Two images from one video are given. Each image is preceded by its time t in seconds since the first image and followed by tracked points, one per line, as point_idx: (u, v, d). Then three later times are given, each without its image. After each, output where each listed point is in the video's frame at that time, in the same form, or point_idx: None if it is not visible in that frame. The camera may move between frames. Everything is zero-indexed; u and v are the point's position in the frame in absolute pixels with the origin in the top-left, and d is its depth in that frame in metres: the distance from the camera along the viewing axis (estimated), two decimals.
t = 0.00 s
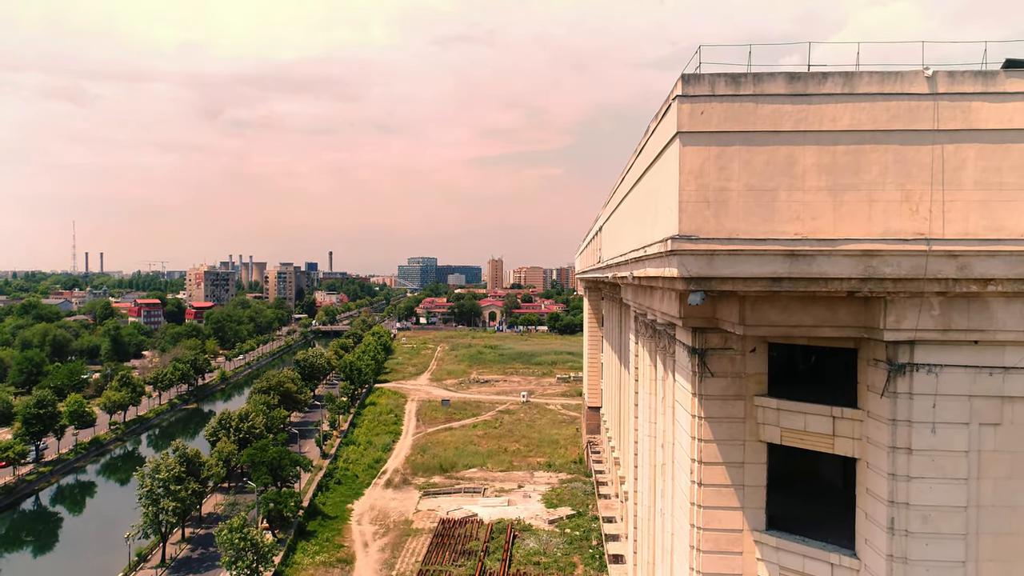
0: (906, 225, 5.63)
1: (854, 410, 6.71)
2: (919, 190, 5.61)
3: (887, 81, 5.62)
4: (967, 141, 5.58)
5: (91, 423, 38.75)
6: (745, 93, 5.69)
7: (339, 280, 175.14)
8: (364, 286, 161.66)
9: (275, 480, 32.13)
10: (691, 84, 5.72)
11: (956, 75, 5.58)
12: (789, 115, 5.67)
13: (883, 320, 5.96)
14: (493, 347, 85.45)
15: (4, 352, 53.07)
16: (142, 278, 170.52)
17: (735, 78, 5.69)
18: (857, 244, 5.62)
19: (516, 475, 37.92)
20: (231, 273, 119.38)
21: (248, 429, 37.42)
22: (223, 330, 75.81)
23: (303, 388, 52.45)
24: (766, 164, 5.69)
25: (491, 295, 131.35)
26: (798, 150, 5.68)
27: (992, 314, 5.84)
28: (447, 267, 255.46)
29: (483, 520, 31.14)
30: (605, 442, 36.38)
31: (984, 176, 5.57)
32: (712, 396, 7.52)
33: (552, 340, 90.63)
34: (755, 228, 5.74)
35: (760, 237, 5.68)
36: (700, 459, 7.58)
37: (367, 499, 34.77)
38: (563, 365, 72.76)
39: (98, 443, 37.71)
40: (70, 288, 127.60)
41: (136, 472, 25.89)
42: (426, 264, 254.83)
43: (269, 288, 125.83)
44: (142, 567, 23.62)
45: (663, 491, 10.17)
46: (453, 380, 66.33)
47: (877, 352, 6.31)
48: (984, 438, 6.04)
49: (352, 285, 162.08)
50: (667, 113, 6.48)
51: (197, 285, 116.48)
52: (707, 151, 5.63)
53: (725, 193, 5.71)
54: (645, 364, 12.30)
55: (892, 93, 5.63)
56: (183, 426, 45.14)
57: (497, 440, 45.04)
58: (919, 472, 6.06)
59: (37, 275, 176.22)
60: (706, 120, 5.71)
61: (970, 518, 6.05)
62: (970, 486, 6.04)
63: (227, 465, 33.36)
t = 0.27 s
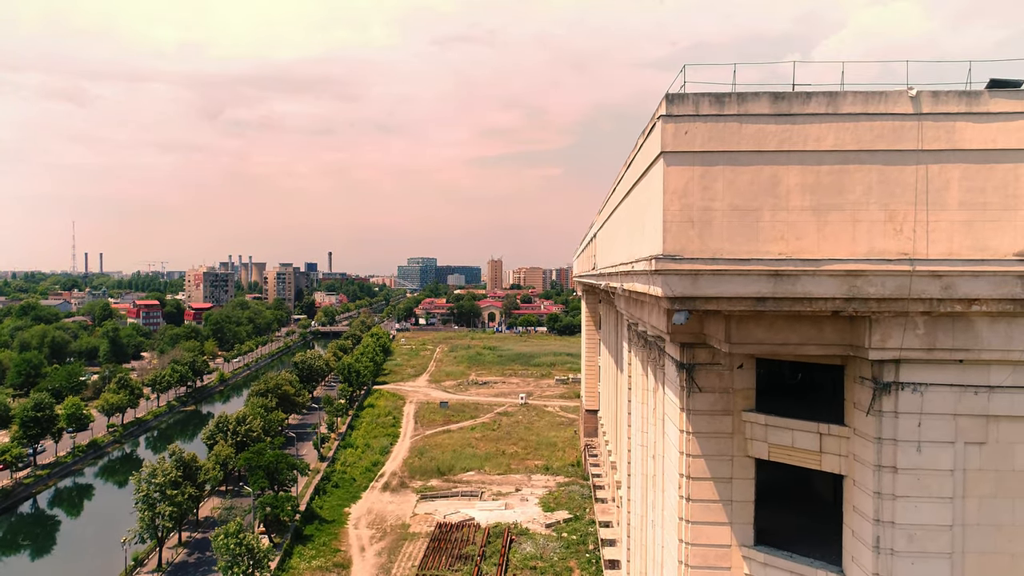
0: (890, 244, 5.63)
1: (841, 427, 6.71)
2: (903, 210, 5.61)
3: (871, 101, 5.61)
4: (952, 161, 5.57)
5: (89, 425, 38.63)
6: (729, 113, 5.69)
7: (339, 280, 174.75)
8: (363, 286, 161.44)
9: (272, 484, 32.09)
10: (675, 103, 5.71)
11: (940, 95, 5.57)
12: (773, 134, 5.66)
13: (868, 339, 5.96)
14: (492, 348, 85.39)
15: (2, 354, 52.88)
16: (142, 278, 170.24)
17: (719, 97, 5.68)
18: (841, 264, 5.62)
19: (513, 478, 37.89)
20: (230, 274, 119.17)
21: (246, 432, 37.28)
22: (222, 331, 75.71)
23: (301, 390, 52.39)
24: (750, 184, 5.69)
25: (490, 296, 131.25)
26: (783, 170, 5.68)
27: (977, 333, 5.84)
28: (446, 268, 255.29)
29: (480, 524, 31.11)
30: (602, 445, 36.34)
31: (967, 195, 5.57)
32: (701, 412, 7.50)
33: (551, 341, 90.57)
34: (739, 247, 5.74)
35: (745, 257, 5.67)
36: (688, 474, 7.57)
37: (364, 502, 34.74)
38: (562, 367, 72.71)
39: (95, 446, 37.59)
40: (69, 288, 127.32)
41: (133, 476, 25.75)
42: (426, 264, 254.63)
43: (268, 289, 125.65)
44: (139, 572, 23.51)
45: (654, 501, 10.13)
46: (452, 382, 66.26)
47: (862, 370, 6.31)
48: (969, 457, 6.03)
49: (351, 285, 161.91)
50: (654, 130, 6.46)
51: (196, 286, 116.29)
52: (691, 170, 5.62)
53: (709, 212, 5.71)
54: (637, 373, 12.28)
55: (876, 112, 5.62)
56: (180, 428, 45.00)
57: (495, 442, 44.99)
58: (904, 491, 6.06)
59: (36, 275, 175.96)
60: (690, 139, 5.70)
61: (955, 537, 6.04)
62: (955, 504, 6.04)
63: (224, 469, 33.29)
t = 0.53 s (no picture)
0: (874, 264, 5.63)
1: (828, 443, 6.71)
2: (888, 230, 5.61)
3: (856, 120, 5.59)
4: (936, 181, 5.57)
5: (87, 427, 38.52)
6: (713, 133, 5.68)
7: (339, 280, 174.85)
8: (363, 286, 161.27)
9: (268, 487, 32.06)
10: (660, 123, 5.69)
11: (925, 115, 5.56)
12: (758, 154, 5.64)
13: (854, 358, 5.95)
14: (491, 349, 85.35)
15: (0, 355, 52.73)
16: (141, 279, 169.90)
17: (703, 117, 5.68)
18: (826, 283, 5.63)
19: (511, 481, 37.89)
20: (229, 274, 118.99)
21: (243, 435, 37.17)
22: (220, 332, 75.58)
23: (299, 392, 52.34)
24: (734, 204, 5.69)
25: (489, 296, 130.97)
26: (767, 190, 5.67)
27: (963, 352, 5.84)
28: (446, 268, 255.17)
29: (477, 528, 31.11)
30: (600, 448, 36.30)
31: (952, 215, 5.57)
32: (689, 427, 7.50)
33: (550, 342, 90.54)
34: (724, 267, 5.74)
35: (729, 277, 5.68)
36: (675, 489, 7.57)
37: (361, 505, 34.74)
38: (561, 368, 72.69)
39: (93, 448, 37.51)
40: (69, 289, 127.21)
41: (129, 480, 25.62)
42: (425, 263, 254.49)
43: (267, 289, 125.48)
44: None
45: (645, 513, 10.08)
46: (450, 383, 66.22)
47: (849, 388, 6.30)
48: (955, 475, 6.03)
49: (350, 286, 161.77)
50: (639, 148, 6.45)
51: (195, 287, 116.13)
52: (676, 190, 5.62)
53: (693, 232, 5.71)
54: (630, 382, 12.29)
55: (861, 132, 5.60)
56: (179, 430, 45.06)
57: (492, 445, 44.97)
58: (889, 510, 6.06)
59: (36, 275, 175.87)
60: (675, 159, 5.70)
61: (941, 556, 6.04)
62: (941, 523, 6.03)
63: (221, 472, 33.24)
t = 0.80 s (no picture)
0: (859, 284, 5.62)
1: (816, 461, 6.72)
2: (873, 251, 5.60)
3: (840, 141, 5.59)
4: (921, 202, 5.57)
5: (85, 429, 38.39)
6: (698, 153, 5.67)
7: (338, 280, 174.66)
8: (362, 286, 161.13)
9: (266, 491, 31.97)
10: (645, 143, 5.69)
11: (910, 135, 5.55)
12: (743, 174, 5.64)
13: (840, 377, 5.95)
14: (490, 349, 85.33)
15: None
16: (141, 279, 169.68)
17: (688, 137, 5.67)
18: (812, 303, 5.62)
19: (509, 484, 37.86)
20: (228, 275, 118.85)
21: (241, 438, 37.05)
22: (220, 333, 75.39)
23: (297, 394, 52.26)
24: (719, 224, 5.68)
25: (488, 296, 130.93)
26: (752, 211, 5.67)
27: (949, 371, 5.83)
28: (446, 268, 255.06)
29: (474, 531, 31.08)
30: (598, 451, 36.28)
31: (937, 236, 5.56)
32: (678, 442, 7.50)
33: (549, 342, 90.50)
34: (709, 286, 5.74)
35: (714, 297, 5.67)
36: (665, 504, 7.57)
37: (359, 509, 34.72)
38: (560, 369, 72.65)
39: (91, 450, 37.35)
40: (68, 289, 127.09)
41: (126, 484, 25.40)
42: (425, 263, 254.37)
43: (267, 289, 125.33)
44: None
45: (637, 525, 10.05)
46: (449, 384, 66.16)
47: (835, 406, 6.31)
48: (942, 494, 6.02)
49: (349, 286, 161.66)
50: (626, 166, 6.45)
51: (194, 287, 116.00)
52: (661, 211, 5.62)
53: (678, 251, 5.71)
54: (624, 392, 12.28)
55: (847, 152, 5.59)
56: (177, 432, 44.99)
57: (491, 447, 44.93)
58: (875, 529, 6.06)
59: (35, 275, 175.68)
60: (660, 180, 5.70)
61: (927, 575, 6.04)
62: (927, 542, 6.04)
63: (219, 475, 33.20)
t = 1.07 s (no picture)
0: (845, 305, 5.62)
1: (803, 478, 6.72)
2: (858, 271, 5.60)
3: (825, 161, 5.58)
4: (906, 223, 5.56)
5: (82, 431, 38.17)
6: (684, 173, 5.66)
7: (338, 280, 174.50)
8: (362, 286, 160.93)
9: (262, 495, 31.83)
10: (630, 163, 5.68)
11: (895, 156, 5.54)
12: (728, 195, 5.64)
13: (825, 397, 5.95)
14: (489, 350, 85.30)
15: None
16: (140, 279, 169.33)
17: (673, 157, 5.66)
18: (797, 324, 5.62)
19: (506, 487, 37.82)
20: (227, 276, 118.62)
21: (238, 441, 36.86)
22: (219, 334, 75.09)
23: (296, 396, 52.14)
24: (705, 244, 5.68)
25: (488, 296, 130.85)
26: (738, 231, 5.66)
27: (934, 391, 5.83)
28: (445, 268, 254.96)
29: (471, 535, 31.03)
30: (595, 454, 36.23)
31: (922, 257, 5.56)
32: (666, 457, 7.49)
33: (548, 343, 90.44)
34: (694, 306, 5.74)
35: (699, 317, 5.67)
36: (653, 519, 7.56)
37: (356, 512, 34.67)
38: (559, 370, 72.60)
39: (89, 452, 37.13)
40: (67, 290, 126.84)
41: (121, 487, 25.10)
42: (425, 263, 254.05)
43: (266, 290, 125.13)
44: None
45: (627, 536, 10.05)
46: (448, 386, 66.09)
47: (822, 424, 6.30)
48: (928, 513, 6.02)
49: (349, 286, 161.31)
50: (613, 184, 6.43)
51: (194, 288, 115.71)
52: (646, 232, 5.61)
53: (664, 272, 5.71)
54: (616, 400, 12.26)
55: (832, 173, 5.59)
56: (176, 434, 44.86)
57: (489, 449, 44.87)
58: (861, 548, 6.05)
59: (34, 275, 175.33)
60: (645, 200, 5.68)
61: None
62: (913, 561, 6.03)
63: (216, 478, 33.11)
